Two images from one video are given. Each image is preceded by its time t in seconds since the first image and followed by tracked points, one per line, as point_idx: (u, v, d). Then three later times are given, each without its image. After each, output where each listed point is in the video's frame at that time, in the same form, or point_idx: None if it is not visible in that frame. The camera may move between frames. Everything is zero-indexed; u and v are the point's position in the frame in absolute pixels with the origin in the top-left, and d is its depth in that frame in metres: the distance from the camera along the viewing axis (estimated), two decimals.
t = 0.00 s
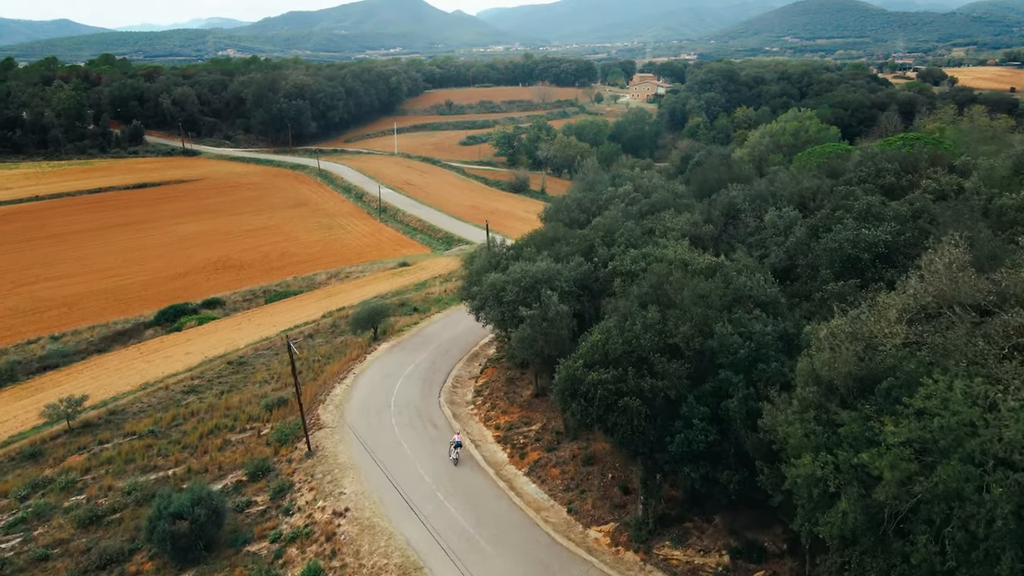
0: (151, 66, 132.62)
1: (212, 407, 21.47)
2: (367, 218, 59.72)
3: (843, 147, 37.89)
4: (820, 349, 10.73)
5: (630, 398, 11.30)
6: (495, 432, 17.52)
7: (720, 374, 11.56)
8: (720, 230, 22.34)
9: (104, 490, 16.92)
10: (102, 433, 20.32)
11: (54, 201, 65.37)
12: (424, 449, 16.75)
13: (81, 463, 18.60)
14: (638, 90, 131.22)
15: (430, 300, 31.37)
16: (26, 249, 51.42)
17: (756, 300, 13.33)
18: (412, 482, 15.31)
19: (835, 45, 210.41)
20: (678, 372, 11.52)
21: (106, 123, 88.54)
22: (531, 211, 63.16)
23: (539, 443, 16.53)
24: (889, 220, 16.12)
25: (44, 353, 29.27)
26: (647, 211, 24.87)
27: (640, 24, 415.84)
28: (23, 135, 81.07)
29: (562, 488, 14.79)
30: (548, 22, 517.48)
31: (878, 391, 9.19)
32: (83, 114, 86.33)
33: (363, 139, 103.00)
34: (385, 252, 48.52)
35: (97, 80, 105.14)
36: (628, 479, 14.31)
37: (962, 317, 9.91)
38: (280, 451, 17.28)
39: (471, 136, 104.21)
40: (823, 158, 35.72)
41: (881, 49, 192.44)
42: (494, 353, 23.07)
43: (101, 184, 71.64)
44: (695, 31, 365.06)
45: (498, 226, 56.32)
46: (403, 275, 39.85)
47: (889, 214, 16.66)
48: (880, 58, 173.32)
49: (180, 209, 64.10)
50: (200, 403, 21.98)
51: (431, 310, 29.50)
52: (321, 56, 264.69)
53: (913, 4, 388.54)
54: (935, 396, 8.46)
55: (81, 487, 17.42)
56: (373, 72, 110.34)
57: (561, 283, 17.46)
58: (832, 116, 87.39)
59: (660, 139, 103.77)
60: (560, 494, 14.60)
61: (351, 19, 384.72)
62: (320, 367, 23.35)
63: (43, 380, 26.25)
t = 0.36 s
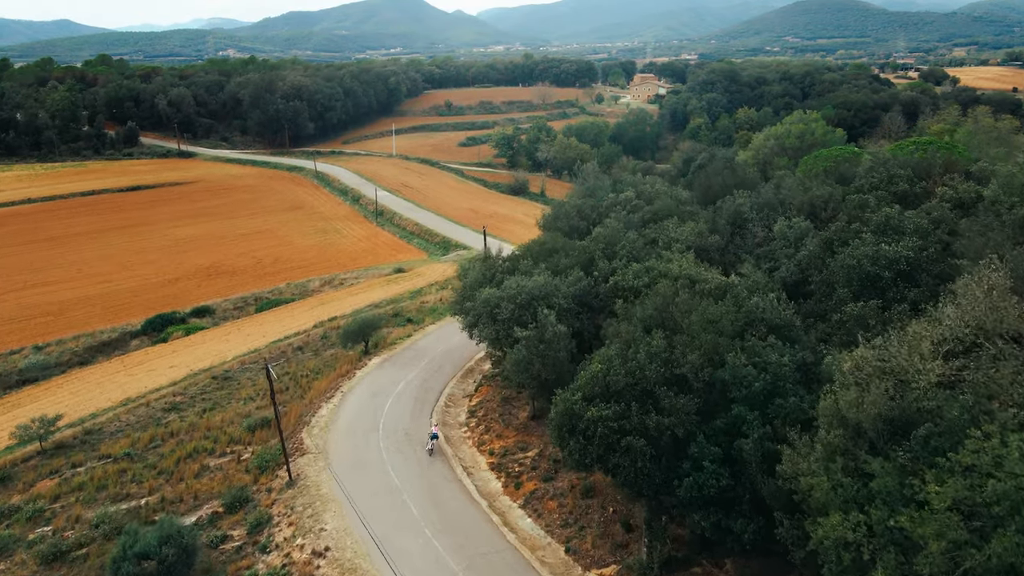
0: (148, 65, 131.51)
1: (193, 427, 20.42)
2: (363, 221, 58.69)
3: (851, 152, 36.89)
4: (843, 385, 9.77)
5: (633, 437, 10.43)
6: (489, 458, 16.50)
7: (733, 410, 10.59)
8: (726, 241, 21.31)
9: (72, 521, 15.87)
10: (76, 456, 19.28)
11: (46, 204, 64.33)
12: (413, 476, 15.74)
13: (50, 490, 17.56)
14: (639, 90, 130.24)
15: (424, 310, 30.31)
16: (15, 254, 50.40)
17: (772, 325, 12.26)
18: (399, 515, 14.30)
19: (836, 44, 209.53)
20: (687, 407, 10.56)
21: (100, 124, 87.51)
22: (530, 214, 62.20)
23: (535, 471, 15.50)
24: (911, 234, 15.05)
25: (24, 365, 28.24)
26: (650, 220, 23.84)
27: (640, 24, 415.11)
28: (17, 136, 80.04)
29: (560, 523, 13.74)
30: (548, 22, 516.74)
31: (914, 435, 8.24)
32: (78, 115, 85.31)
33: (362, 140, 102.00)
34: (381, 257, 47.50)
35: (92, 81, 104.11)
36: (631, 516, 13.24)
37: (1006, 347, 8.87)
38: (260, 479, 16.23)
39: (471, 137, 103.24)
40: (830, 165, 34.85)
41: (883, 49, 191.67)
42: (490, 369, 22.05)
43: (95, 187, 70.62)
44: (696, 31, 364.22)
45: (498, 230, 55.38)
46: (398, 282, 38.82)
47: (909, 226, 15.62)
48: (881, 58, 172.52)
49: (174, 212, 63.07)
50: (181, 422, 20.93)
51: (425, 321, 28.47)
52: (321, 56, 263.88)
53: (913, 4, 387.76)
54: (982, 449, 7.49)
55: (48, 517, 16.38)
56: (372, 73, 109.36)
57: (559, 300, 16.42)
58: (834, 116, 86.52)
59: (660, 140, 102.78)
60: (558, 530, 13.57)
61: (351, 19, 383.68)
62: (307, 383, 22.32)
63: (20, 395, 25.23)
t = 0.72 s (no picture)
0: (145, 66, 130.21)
1: (169, 451, 19.27)
2: (359, 225, 57.54)
3: (859, 156, 35.72)
4: (874, 437, 9.77)
5: (637, 490, 10.25)
6: (481, 491, 15.37)
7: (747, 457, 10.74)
8: (734, 254, 20.15)
9: (31, 560, 14.71)
10: (44, 483, 18.15)
11: (36, 206, 63.15)
12: (401, 509, 14.73)
13: (12, 522, 16.40)
14: (640, 91, 128.93)
15: (418, 321, 29.16)
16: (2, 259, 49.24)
17: (790, 354, 12.11)
18: (383, 556, 13.22)
19: (837, 44, 208.31)
20: (698, 456, 10.45)
21: (95, 125, 86.40)
22: (529, 218, 61.03)
23: (530, 507, 14.31)
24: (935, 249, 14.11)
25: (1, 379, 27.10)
26: (653, 231, 22.69)
27: (640, 24, 414.14)
28: (9, 138, 78.87)
29: (555, 569, 12.52)
30: (548, 22, 515.33)
31: (967, 505, 8.43)
32: (72, 117, 84.14)
33: (359, 142, 100.83)
34: (376, 263, 46.34)
35: (87, 82, 102.96)
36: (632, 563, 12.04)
37: None
38: (235, 515, 15.10)
39: (470, 138, 102.04)
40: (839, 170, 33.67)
41: (884, 48, 190.68)
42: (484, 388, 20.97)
43: (87, 189, 69.50)
44: (696, 31, 362.86)
45: (496, 234, 54.23)
46: (393, 290, 37.67)
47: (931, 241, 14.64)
48: (883, 58, 171.27)
49: (167, 216, 61.94)
50: (157, 446, 19.78)
51: (418, 334, 27.33)
52: (321, 56, 262.78)
53: (914, 4, 386.71)
54: None
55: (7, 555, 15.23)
56: (370, 73, 108.19)
57: (556, 321, 15.24)
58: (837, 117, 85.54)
59: (661, 141, 101.54)
60: None
61: (351, 19, 382.31)
62: (291, 403, 21.16)
63: None
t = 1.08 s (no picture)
0: (151, 66, 129.55)
1: (149, 477, 18.12)
2: (361, 229, 56.46)
3: (878, 160, 34.33)
4: (928, 504, 9.03)
5: (648, 562, 9.75)
6: (478, 530, 14.13)
7: (777, 520, 9.97)
8: (751, 267, 18.94)
9: None
10: (15, 513, 17.05)
11: (36, 207, 62.32)
12: (388, 551, 13.56)
13: None
14: (648, 90, 127.37)
15: (418, 334, 27.99)
16: None
17: (820, 395, 11.48)
18: None
19: (846, 43, 206.54)
20: (718, 519, 9.85)
21: (98, 125, 85.64)
22: (536, 221, 59.78)
23: (530, 551, 12.99)
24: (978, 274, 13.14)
25: None
26: (663, 242, 21.46)
27: (649, 23, 412.40)
28: (11, 138, 78.20)
29: None
30: (556, 21, 513.98)
31: None
32: (75, 117, 83.44)
33: (364, 142, 99.88)
34: (377, 268, 45.19)
35: (91, 82, 102.29)
36: None
37: None
38: (210, 554, 13.97)
39: (476, 138, 100.94)
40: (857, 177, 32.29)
41: (896, 47, 188.76)
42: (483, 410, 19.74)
43: (88, 191, 68.66)
44: (705, 30, 360.94)
45: (501, 237, 53.00)
46: (394, 298, 36.50)
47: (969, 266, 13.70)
48: (894, 57, 169.46)
49: (168, 218, 61.00)
50: (137, 470, 18.64)
51: (417, 347, 26.14)
52: (330, 56, 262.27)
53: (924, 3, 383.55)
54: None
55: None
56: (376, 73, 107.21)
57: (560, 346, 14.05)
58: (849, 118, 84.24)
59: (670, 142, 100.17)
60: None
61: (360, 19, 382.05)
62: (279, 425, 20.00)
63: None
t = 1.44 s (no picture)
0: (148, 65, 128.27)
1: (117, 509, 16.80)
2: (357, 232, 55.22)
3: (891, 164, 33.05)
4: None
5: None
6: None
7: None
8: (763, 282, 17.67)
9: None
10: None
11: (26, 209, 61.08)
12: None
13: None
14: (651, 89, 125.49)
15: (410, 347, 26.74)
16: None
17: (854, 447, 10.24)
18: None
19: (849, 41, 205.53)
20: None
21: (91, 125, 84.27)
22: (536, 223, 58.54)
23: None
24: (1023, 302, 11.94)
25: None
26: (669, 255, 20.17)
27: (650, 22, 411.19)
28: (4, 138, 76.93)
29: None
30: (558, 19, 512.65)
31: None
32: (69, 116, 82.18)
33: (363, 142, 98.68)
34: (372, 273, 43.87)
35: (86, 80, 100.84)
36: None
37: None
38: None
39: (477, 138, 99.78)
40: (869, 183, 31.00)
41: (899, 45, 187.76)
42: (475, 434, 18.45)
43: (81, 192, 67.41)
44: (707, 28, 359.68)
45: (500, 241, 51.76)
46: (387, 306, 35.16)
47: (1010, 296, 12.51)
48: (898, 55, 168.61)
49: (161, 220, 59.77)
50: (104, 501, 17.32)
51: (409, 362, 24.88)
52: (332, 53, 261.95)
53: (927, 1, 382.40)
54: None
55: None
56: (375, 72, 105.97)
57: (557, 379, 12.79)
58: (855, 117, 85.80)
59: (673, 142, 98.96)
60: None
61: (362, 16, 380.81)
62: (259, 451, 18.69)
63: None
